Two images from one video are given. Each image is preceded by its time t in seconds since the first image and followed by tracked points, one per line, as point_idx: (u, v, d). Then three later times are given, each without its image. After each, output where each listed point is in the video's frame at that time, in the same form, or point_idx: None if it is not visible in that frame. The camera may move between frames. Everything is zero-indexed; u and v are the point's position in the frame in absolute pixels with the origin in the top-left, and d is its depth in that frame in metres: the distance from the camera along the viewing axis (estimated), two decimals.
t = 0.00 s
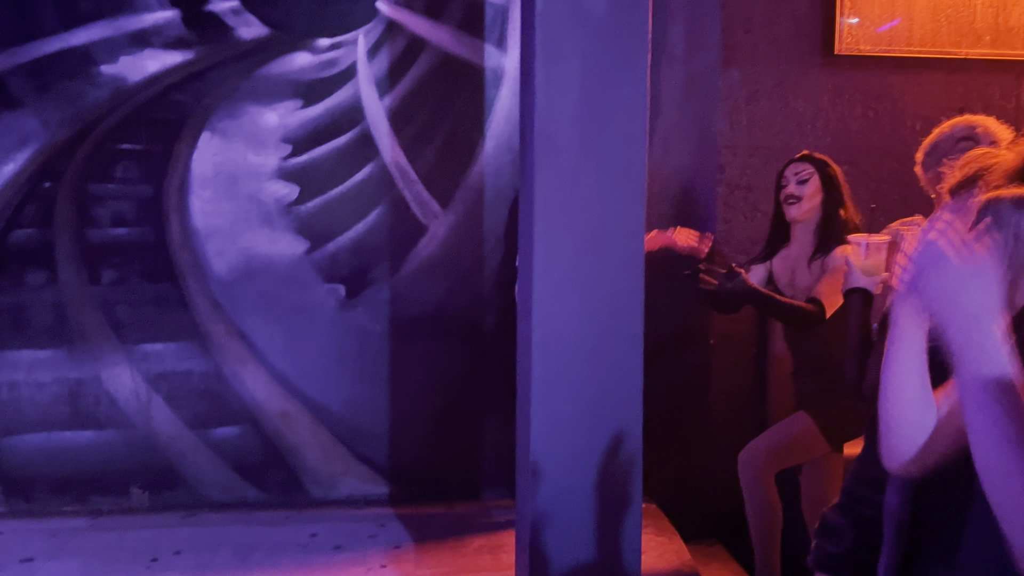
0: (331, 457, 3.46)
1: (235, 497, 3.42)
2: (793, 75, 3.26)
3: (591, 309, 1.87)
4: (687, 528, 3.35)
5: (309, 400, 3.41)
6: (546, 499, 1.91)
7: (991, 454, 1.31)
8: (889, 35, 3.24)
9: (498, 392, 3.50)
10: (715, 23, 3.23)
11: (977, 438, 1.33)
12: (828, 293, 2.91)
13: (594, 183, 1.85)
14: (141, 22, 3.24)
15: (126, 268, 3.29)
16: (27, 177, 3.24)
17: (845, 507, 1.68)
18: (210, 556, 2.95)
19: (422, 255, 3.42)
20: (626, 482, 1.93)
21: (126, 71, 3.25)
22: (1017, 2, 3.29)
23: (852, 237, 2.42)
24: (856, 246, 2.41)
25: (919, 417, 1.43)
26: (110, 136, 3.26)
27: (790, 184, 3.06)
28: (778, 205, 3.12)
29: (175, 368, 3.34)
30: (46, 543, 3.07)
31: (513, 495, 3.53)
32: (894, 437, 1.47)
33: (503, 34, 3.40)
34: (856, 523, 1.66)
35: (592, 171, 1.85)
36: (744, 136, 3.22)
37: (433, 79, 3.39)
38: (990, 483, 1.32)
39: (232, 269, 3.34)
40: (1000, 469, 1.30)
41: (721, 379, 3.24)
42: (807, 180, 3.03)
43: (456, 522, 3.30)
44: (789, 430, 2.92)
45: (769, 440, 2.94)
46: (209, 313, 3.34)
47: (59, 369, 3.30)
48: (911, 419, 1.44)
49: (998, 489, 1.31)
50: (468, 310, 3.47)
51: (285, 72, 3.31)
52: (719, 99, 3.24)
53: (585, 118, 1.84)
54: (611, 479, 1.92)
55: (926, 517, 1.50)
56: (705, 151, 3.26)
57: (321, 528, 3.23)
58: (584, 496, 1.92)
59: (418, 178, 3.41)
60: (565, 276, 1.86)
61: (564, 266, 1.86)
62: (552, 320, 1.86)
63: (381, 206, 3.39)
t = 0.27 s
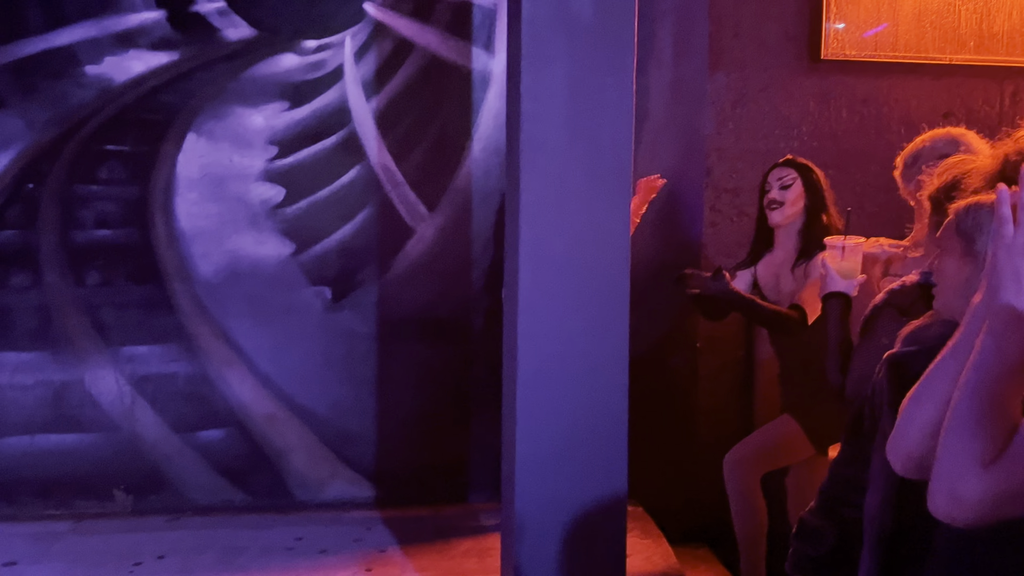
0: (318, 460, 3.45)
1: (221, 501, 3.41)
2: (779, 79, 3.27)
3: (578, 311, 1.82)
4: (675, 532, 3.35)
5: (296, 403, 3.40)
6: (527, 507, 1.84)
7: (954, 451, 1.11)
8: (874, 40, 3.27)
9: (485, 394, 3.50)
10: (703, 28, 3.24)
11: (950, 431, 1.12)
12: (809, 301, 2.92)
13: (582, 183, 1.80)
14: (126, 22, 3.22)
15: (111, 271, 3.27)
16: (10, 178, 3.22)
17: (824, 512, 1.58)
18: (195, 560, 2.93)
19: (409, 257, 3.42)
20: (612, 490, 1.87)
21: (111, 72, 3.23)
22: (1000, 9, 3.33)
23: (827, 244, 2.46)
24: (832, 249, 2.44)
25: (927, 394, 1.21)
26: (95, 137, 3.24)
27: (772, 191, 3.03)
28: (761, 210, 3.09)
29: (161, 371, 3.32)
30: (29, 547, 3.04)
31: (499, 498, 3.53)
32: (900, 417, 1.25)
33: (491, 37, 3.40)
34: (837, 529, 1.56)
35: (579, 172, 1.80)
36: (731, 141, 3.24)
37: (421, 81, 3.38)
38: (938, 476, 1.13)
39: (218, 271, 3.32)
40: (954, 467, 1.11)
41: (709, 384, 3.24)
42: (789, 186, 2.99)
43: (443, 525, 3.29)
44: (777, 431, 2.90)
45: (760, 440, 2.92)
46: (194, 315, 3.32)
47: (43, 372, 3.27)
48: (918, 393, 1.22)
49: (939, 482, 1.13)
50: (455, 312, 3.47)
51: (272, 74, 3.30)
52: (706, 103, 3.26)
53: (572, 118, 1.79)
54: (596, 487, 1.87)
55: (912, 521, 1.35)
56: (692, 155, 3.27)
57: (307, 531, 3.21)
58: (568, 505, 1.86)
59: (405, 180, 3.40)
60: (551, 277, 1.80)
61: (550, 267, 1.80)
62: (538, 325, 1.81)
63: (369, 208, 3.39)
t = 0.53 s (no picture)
0: (307, 460, 3.43)
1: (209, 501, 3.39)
2: (770, 81, 3.28)
3: (570, 311, 1.81)
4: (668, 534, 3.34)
5: (285, 402, 3.39)
6: (516, 507, 1.83)
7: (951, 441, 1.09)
8: (865, 42, 3.28)
9: (475, 394, 3.50)
10: (694, 29, 3.24)
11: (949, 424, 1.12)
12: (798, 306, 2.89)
13: (573, 182, 1.79)
14: (117, 20, 3.21)
15: (100, 269, 3.25)
16: None
17: (811, 513, 1.57)
18: (183, 560, 2.91)
19: (400, 257, 3.41)
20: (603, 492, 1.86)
21: (101, 70, 3.22)
22: (990, 12, 3.35)
23: (810, 249, 2.70)
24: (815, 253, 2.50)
25: (930, 397, 1.22)
26: (84, 135, 3.22)
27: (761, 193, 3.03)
28: (751, 212, 3.09)
29: (149, 370, 3.31)
30: (16, 547, 3.02)
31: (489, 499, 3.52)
32: (896, 418, 1.27)
33: (483, 37, 3.40)
34: (824, 530, 1.55)
35: (571, 172, 1.79)
36: (723, 142, 3.27)
37: (413, 81, 3.38)
38: (932, 471, 1.10)
39: (208, 270, 3.31)
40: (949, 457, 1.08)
41: (699, 385, 3.27)
42: (779, 188, 3.00)
43: (433, 526, 3.28)
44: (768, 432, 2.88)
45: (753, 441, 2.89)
46: (184, 315, 3.31)
47: (31, 371, 3.25)
48: (921, 392, 1.24)
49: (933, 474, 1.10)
50: (446, 312, 3.46)
51: (263, 72, 3.29)
52: (698, 104, 3.26)
53: (564, 116, 1.78)
54: (585, 488, 1.85)
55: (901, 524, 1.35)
56: (683, 156, 3.27)
57: (296, 532, 3.20)
58: (557, 505, 1.84)
59: (397, 180, 3.40)
60: (545, 276, 1.80)
61: (543, 266, 1.80)
62: (528, 323, 1.80)
63: (360, 208, 3.38)
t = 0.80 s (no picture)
0: (299, 459, 3.43)
1: (200, 500, 3.38)
2: (763, 81, 3.29)
3: (566, 310, 1.81)
4: (660, 533, 3.35)
5: (277, 401, 3.38)
6: (511, 506, 1.83)
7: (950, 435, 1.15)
8: (858, 44, 3.30)
9: (469, 393, 3.50)
10: (688, 29, 3.25)
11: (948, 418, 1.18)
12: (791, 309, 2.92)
13: (570, 179, 1.79)
14: (109, 16, 3.19)
15: (91, 267, 3.24)
16: None
17: (804, 511, 1.58)
18: (174, 559, 2.89)
19: (394, 256, 3.41)
20: (597, 490, 1.86)
21: (93, 66, 3.20)
22: (982, 14, 3.37)
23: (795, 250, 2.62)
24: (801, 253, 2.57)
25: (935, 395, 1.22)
26: (76, 131, 3.20)
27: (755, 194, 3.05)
28: (745, 212, 3.10)
29: (140, 368, 3.29)
30: (5, 546, 3.00)
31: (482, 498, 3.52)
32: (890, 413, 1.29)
33: (478, 36, 3.40)
34: (816, 527, 1.56)
35: (567, 171, 1.79)
36: (717, 143, 3.28)
37: (407, 79, 3.37)
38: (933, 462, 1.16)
39: (200, 268, 3.30)
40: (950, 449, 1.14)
41: (692, 384, 3.27)
42: (773, 188, 3.01)
43: (426, 525, 3.27)
44: (760, 430, 2.92)
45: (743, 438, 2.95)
46: (175, 313, 3.29)
47: (20, 369, 3.23)
48: (915, 389, 1.27)
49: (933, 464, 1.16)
50: (439, 311, 3.46)
51: (256, 69, 3.28)
52: (691, 104, 3.27)
53: (560, 114, 1.78)
54: (580, 487, 1.85)
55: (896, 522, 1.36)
56: (677, 156, 3.28)
57: (288, 530, 3.19)
58: (552, 504, 1.85)
59: (390, 178, 3.39)
60: (541, 275, 1.79)
61: (539, 265, 1.79)
62: (524, 321, 1.80)
63: (353, 206, 3.37)
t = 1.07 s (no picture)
0: (291, 458, 3.42)
1: (191, 498, 3.36)
2: (756, 82, 3.31)
3: (561, 309, 1.81)
4: (652, 531, 3.36)
5: (269, 399, 3.37)
6: (505, 504, 1.83)
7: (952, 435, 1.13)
8: (850, 45, 3.31)
9: (461, 392, 3.49)
10: (682, 29, 3.26)
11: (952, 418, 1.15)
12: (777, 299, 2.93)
13: (565, 177, 1.79)
14: (102, 11, 3.17)
15: (82, 264, 3.22)
16: None
17: (797, 508, 1.59)
18: (166, 558, 2.88)
19: (387, 254, 3.40)
20: (591, 488, 1.87)
21: (85, 62, 3.18)
22: (973, 16, 3.39)
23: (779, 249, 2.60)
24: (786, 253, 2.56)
25: (933, 399, 1.22)
26: (67, 127, 3.18)
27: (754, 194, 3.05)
28: (744, 212, 3.11)
29: (131, 366, 3.27)
30: None
31: (474, 497, 3.52)
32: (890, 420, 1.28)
33: (471, 34, 3.40)
34: (809, 525, 1.57)
35: (563, 170, 1.79)
36: (710, 142, 3.29)
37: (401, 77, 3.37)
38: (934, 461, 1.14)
39: (192, 265, 3.28)
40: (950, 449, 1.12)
41: (685, 383, 3.30)
42: (771, 188, 3.01)
43: (418, 523, 3.27)
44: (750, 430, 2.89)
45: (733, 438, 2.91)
46: (167, 310, 3.28)
47: (10, 366, 3.21)
48: (913, 394, 1.26)
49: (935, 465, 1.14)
50: (432, 309, 3.46)
51: (250, 66, 3.26)
52: (685, 104, 3.28)
53: (555, 112, 1.78)
54: (573, 485, 1.85)
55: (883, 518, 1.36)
56: (670, 156, 3.29)
57: (280, 529, 3.18)
58: (545, 502, 1.85)
59: (384, 177, 3.39)
60: (537, 274, 1.80)
61: (535, 264, 1.80)
62: (519, 320, 1.80)
63: (346, 204, 3.37)
